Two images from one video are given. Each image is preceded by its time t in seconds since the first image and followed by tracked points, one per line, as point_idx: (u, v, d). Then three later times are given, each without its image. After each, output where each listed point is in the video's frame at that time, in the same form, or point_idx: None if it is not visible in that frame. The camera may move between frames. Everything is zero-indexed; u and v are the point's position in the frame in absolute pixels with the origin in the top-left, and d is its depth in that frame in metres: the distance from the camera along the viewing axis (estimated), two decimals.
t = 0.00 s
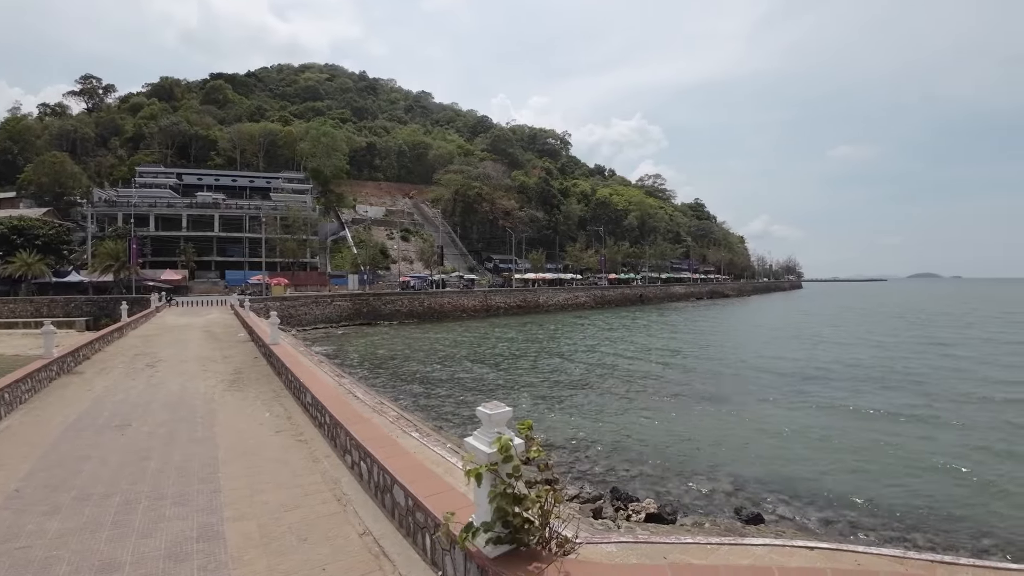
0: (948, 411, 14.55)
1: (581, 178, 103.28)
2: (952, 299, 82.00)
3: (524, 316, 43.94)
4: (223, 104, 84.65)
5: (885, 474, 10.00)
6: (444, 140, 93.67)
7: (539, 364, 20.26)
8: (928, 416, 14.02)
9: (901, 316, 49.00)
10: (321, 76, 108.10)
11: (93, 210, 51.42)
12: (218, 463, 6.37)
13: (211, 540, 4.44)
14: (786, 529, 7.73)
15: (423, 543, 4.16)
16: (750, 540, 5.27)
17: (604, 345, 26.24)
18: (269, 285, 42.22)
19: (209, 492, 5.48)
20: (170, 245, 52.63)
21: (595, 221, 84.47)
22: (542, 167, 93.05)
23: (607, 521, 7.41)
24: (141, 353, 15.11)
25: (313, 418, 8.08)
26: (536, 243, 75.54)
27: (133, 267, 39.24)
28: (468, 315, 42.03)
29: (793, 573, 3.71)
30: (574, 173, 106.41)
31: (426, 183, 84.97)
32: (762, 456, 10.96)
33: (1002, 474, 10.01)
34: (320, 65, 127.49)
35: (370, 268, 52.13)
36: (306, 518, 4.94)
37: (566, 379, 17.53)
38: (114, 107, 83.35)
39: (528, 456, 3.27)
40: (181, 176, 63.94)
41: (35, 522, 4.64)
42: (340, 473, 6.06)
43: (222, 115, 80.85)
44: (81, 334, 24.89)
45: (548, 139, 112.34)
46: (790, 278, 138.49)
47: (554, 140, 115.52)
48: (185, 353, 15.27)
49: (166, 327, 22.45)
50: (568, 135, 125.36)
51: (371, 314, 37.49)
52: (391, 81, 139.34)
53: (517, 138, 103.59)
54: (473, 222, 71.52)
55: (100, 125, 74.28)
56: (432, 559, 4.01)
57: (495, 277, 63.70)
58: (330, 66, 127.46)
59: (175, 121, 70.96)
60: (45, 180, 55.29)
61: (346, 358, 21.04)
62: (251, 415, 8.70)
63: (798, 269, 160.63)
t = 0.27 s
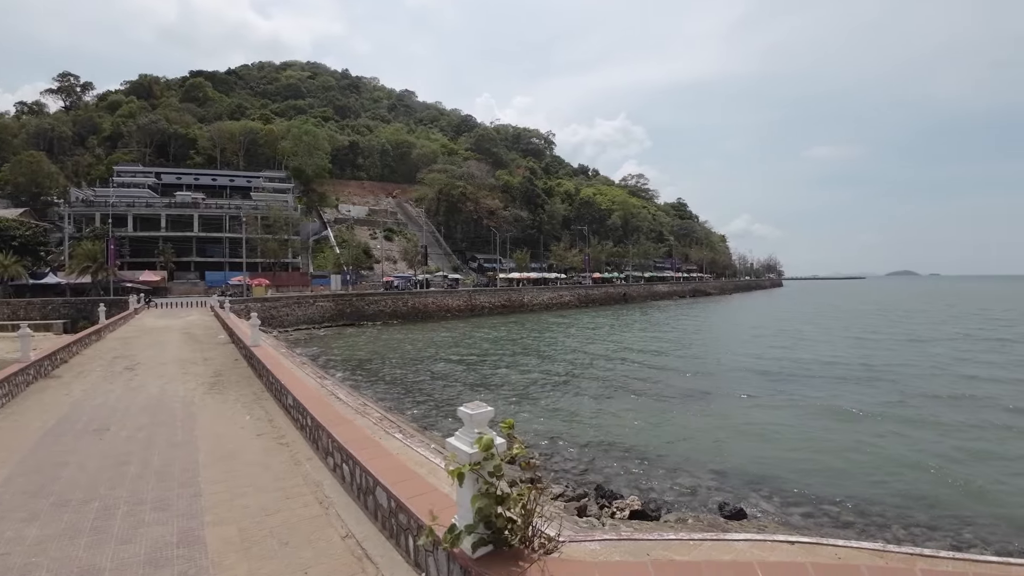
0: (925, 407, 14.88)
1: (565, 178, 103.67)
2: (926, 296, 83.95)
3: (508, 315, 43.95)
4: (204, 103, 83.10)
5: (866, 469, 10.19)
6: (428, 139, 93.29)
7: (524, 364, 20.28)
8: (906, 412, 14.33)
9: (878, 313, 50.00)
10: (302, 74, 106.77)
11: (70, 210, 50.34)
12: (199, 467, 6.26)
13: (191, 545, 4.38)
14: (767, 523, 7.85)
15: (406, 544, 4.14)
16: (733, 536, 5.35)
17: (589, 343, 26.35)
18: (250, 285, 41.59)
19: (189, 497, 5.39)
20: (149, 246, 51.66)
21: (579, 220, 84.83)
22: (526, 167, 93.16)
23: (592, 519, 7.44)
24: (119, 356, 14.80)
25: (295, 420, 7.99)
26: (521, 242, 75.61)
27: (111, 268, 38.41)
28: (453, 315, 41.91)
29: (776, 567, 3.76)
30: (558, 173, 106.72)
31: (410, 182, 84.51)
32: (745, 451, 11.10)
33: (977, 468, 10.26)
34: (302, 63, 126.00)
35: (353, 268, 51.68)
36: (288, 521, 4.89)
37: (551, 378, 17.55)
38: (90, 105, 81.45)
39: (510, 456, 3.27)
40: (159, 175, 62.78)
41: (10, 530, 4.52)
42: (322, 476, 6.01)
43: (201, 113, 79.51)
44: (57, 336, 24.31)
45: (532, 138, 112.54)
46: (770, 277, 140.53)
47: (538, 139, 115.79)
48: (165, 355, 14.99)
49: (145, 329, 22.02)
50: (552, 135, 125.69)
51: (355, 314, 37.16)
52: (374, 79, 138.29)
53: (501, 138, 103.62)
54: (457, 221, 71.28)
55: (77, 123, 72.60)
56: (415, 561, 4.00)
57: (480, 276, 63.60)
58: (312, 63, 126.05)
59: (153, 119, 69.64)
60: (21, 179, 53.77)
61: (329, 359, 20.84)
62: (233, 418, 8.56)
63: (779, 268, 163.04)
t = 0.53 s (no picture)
0: (904, 402, 15.15)
1: (549, 178, 103.91)
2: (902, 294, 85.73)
3: (493, 315, 43.93)
4: (183, 101, 81.34)
5: (847, 464, 10.36)
6: (411, 138, 92.81)
7: (509, 363, 20.29)
8: (886, 407, 14.59)
9: (855, 310, 50.97)
10: (284, 71, 105.27)
11: (47, 210, 49.25)
12: (178, 472, 6.15)
13: (170, 551, 4.30)
14: (749, 519, 7.95)
15: (388, 547, 4.12)
16: (715, 532, 5.40)
17: (574, 342, 26.47)
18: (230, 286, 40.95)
19: (168, 501, 5.29)
20: (127, 246, 50.62)
21: (563, 220, 85.09)
22: (510, 166, 93.20)
23: (576, 517, 7.48)
24: (97, 359, 14.48)
25: (276, 423, 7.90)
26: (505, 242, 75.58)
27: (89, 269, 37.59)
28: (437, 315, 41.77)
29: (754, 561, 3.81)
30: (542, 172, 106.95)
31: (393, 181, 83.98)
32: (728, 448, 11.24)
33: (955, 461, 10.49)
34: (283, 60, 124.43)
35: (335, 268, 51.19)
36: (268, 525, 4.83)
37: (536, 378, 17.58)
38: (65, 102, 79.58)
39: (491, 457, 3.28)
40: (138, 174, 61.59)
41: None
42: (303, 478, 5.94)
43: (180, 111, 78.07)
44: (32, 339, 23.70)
45: (516, 138, 112.59)
46: (751, 275, 142.23)
47: (522, 139, 115.86)
48: (144, 357, 14.70)
49: (122, 331, 21.57)
50: (536, 134, 125.92)
51: (337, 315, 36.81)
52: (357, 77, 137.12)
53: (485, 137, 103.50)
54: (441, 221, 70.96)
55: (54, 121, 70.96)
56: (398, 563, 3.98)
57: (464, 276, 63.43)
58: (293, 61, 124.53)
59: (131, 117, 68.24)
60: None
61: (312, 360, 20.66)
62: (213, 421, 8.43)
63: (760, 266, 165.19)
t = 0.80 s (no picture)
0: (882, 399, 15.47)
1: (533, 177, 104.01)
2: (877, 292, 87.64)
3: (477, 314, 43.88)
4: (161, 97, 79.76)
5: (828, 460, 10.54)
6: (395, 136, 92.18)
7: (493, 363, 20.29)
8: (865, 405, 14.88)
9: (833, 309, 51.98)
10: (265, 68, 103.77)
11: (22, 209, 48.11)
12: (157, 475, 6.04)
13: (150, 556, 4.23)
14: (732, 515, 8.06)
15: (371, 549, 4.10)
16: (698, 528, 5.46)
17: (558, 342, 26.54)
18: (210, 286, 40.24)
19: (147, 506, 5.20)
20: (105, 246, 49.54)
21: (548, 219, 85.24)
22: (494, 166, 93.09)
23: (560, 515, 7.51)
24: (74, 361, 14.15)
25: (256, 425, 7.80)
26: (489, 241, 75.46)
27: (66, 270, 36.75)
28: (421, 315, 41.59)
29: (737, 557, 3.86)
30: (526, 172, 106.98)
31: (376, 180, 83.32)
32: (711, 445, 11.36)
33: (932, 457, 10.72)
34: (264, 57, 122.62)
35: (317, 268, 50.62)
36: (250, 529, 4.77)
37: (520, 377, 17.60)
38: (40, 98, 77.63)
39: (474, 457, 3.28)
40: (116, 172, 60.35)
41: None
42: (285, 481, 5.88)
43: (158, 108, 76.56)
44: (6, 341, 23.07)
45: (500, 137, 112.48)
46: (732, 274, 144.19)
47: (506, 138, 115.70)
48: (123, 359, 14.40)
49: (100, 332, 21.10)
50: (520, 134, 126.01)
51: (320, 315, 36.42)
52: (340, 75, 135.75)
53: (469, 136, 103.22)
54: (425, 220, 70.54)
55: (31, 119, 69.35)
56: (381, 564, 3.96)
57: (448, 275, 63.15)
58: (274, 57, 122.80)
59: (109, 114, 66.82)
60: None
61: (294, 361, 20.45)
62: (192, 424, 8.29)
63: (741, 265, 167.57)
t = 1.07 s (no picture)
0: (860, 397, 15.76)
1: (517, 177, 104.13)
2: (855, 292, 89.38)
3: (461, 314, 43.81)
4: (140, 93, 78.13)
5: (808, 457, 10.72)
6: (378, 135, 91.56)
7: (477, 363, 20.26)
8: (843, 402, 15.14)
9: (812, 307, 52.90)
10: (247, 64, 102.27)
11: None
12: (136, 479, 5.94)
13: (128, 559, 4.17)
14: (714, 511, 8.16)
15: (351, 550, 4.08)
16: (679, 525, 5.52)
17: (541, 342, 26.63)
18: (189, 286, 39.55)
19: (125, 509, 5.11)
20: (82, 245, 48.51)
21: (532, 218, 85.33)
22: (478, 165, 92.97)
23: (544, 514, 7.54)
24: (50, 363, 13.81)
25: (235, 427, 7.69)
26: (474, 241, 75.31)
27: (43, 270, 35.94)
28: (405, 315, 41.39)
29: (716, 553, 3.91)
30: (510, 171, 107.05)
31: (359, 179, 82.67)
32: (693, 443, 11.49)
33: (905, 453, 11.02)
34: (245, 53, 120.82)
35: (299, 268, 50.03)
36: (230, 531, 4.71)
37: (503, 377, 17.61)
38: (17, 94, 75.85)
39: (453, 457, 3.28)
40: (94, 170, 59.10)
41: None
42: (265, 484, 5.79)
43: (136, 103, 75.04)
44: None
45: (485, 137, 112.43)
46: (713, 273, 145.92)
47: (490, 138, 115.60)
48: (101, 361, 14.10)
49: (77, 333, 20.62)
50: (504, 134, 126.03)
51: (302, 315, 36.00)
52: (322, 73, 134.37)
53: (453, 135, 102.93)
54: (409, 219, 70.11)
55: (8, 116, 67.83)
56: (362, 566, 3.95)
57: (432, 274, 62.83)
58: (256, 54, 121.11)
59: (86, 110, 65.46)
60: None
61: (274, 362, 20.19)
62: (170, 427, 8.15)
63: (722, 265, 169.64)
